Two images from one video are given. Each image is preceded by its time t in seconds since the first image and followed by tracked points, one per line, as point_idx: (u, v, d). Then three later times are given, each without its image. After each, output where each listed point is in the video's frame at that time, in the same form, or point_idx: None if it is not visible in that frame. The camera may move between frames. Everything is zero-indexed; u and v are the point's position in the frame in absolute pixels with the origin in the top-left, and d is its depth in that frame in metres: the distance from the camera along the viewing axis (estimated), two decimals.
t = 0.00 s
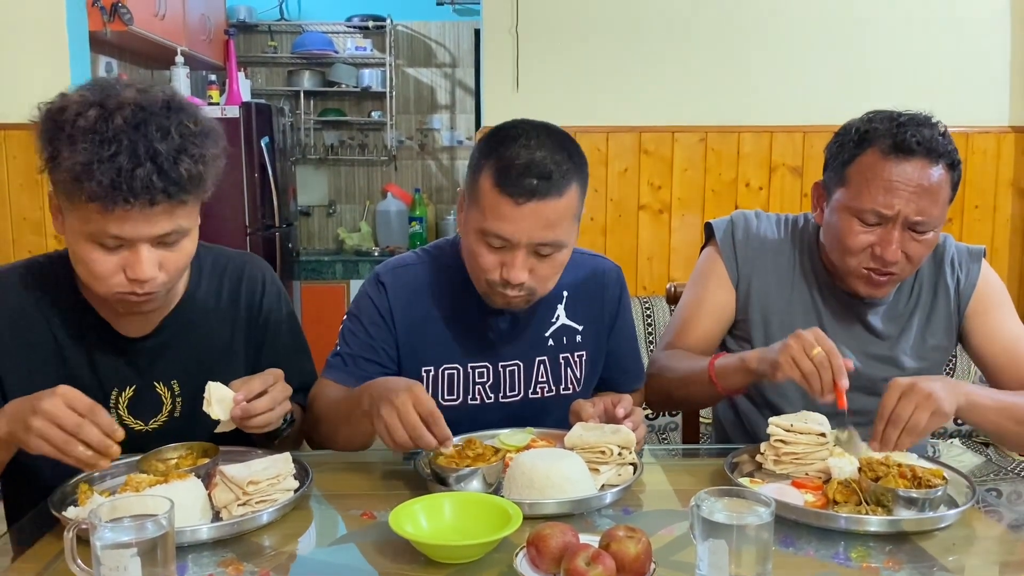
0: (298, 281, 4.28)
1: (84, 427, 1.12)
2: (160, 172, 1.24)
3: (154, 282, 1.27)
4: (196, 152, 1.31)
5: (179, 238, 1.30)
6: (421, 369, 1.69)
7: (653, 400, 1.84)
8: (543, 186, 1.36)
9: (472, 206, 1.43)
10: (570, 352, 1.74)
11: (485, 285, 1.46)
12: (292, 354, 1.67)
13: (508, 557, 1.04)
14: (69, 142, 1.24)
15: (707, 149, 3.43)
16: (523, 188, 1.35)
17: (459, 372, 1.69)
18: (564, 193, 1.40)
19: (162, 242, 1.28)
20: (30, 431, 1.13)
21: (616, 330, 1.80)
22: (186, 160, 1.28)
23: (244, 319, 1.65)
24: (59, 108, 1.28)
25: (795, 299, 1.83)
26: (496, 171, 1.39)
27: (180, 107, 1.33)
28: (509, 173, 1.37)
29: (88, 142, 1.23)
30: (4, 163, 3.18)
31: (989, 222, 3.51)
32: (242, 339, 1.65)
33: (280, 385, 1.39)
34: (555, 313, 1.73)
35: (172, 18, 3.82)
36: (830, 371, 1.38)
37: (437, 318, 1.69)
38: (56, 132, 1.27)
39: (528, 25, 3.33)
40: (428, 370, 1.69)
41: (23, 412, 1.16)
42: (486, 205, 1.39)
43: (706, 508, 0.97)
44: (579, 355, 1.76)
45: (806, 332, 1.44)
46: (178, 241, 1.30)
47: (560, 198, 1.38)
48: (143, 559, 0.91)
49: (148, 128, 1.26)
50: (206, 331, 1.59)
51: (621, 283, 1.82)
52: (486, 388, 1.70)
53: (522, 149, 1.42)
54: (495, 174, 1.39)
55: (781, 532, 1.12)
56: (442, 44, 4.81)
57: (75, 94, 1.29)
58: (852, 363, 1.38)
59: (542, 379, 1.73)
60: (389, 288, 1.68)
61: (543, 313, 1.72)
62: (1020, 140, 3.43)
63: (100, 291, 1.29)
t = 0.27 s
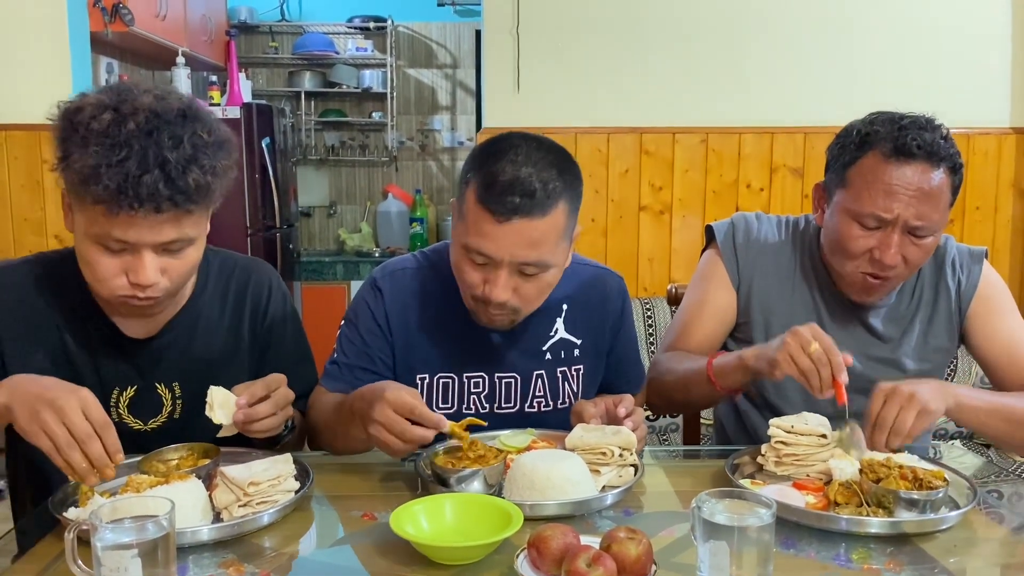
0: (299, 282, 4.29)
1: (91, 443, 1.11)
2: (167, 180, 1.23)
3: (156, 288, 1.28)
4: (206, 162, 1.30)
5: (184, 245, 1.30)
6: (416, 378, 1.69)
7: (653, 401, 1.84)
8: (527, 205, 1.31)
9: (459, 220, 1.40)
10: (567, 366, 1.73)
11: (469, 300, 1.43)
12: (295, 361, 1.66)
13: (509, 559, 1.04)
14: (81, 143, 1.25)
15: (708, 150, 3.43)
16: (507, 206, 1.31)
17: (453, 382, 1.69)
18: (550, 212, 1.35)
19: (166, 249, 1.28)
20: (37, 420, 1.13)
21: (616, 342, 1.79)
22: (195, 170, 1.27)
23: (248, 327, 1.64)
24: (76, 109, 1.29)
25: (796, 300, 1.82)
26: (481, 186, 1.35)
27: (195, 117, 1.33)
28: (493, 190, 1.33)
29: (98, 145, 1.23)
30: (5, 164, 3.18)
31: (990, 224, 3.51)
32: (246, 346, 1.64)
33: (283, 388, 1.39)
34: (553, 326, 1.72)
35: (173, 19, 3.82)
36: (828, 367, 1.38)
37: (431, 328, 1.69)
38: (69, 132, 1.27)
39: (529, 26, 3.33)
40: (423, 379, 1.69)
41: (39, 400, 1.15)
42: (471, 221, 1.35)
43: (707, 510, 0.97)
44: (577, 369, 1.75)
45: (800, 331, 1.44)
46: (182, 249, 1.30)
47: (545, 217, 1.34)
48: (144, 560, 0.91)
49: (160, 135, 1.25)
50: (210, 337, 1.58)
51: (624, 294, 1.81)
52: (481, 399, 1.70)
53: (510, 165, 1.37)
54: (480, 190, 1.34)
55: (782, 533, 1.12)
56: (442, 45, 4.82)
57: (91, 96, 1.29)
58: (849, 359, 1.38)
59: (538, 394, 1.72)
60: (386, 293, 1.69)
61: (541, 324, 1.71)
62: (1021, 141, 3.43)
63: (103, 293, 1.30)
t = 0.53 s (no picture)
0: (299, 282, 4.29)
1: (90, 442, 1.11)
2: (177, 186, 1.22)
3: (159, 291, 1.28)
4: (216, 170, 1.30)
5: (190, 251, 1.30)
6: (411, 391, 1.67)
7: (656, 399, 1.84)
8: (517, 226, 1.27)
9: (449, 241, 1.36)
10: (564, 383, 1.71)
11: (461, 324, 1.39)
12: (295, 363, 1.67)
13: (509, 559, 1.04)
14: (91, 145, 1.25)
15: (709, 150, 3.43)
16: (496, 228, 1.27)
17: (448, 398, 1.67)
18: (542, 234, 1.31)
19: (172, 254, 1.28)
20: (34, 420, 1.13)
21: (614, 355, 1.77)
22: (204, 177, 1.27)
23: (249, 327, 1.65)
24: (89, 110, 1.29)
25: (799, 301, 1.82)
26: (470, 207, 1.31)
27: (208, 123, 1.32)
28: (482, 211, 1.29)
29: (109, 150, 1.23)
30: (6, 164, 3.18)
31: (991, 224, 3.51)
32: (246, 348, 1.64)
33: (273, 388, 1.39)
34: (551, 343, 1.69)
35: (174, 19, 3.82)
36: (830, 384, 1.38)
37: (427, 341, 1.66)
38: (80, 134, 1.27)
39: (530, 26, 3.33)
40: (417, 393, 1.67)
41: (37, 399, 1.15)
42: (460, 243, 1.31)
43: (708, 510, 0.97)
44: (575, 385, 1.73)
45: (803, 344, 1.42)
46: (188, 254, 1.30)
47: (536, 239, 1.30)
48: (143, 560, 0.90)
49: (172, 141, 1.25)
50: (211, 339, 1.59)
51: (626, 309, 1.78)
52: (476, 415, 1.67)
53: (500, 185, 1.33)
54: (469, 211, 1.30)
55: (783, 534, 1.11)
56: (443, 45, 4.82)
57: (104, 97, 1.30)
58: (851, 377, 1.38)
59: (535, 410, 1.69)
60: (381, 302, 1.67)
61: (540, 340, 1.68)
62: (1022, 142, 3.42)
63: (106, 292, 1.31)
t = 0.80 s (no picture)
0: (300, 283, 4.30)
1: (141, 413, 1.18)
2: (181, 195, 1.23)
3: (164, 295, 1.29)
4: (218, 177, 1.30)
5: (193, 256, 1.31)
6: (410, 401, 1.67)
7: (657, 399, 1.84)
8: (513, 254, 1.24)
9: (443, 259, 1.33)
10: (564, 393, 1.71)
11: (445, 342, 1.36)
12: (292, 363, 1.67)
13: (510, 560, 1.04)
14: (94, 153, 1.25)
15: (710, 151, 3.43)
16: (492, 253, 1.23)
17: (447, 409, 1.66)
18: (537, 264, 1.28)
19: (175, 259, 1.29)
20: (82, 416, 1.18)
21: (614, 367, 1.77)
22: (206, 185, 1.27)
23: (247, 327, 1.64)
24: (91, 117, 1.28)
25: (802, 303, 1.82)
26: (467, 229, 1.28)
27: (211, 128, 1.33)
28: (479, 234, 1.25)
29: (113, 158, 1.23)
30: (7, 165, 3.18)
31: (991, 225, 3.51)
32: (246, 347, 1.64)
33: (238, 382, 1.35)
34: (549, 358, 1.69)
35: (175, 20, 3.83)
36: (825, 355, 1.38)
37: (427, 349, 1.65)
38: (83, 140, 1.27)
39: (530, 27, 3.33)
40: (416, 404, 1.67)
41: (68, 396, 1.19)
42: (454, 263, 1.28)
43: (708, 511, 0.98)
44: (575, 396, 1.72)
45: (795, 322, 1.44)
46: (191, 260, 1.31)
47: (531, 269, 1.26)
48: (146, 560, 0.91)
49: (174, 149, 1.26)
50: (212, 339, 1.59)
51: (628, 322, 1.77)
52: (476, 425, 1.67)
53: (499, 209, 1.29)
54: (465, 233, 1.27)
55: (783, 535, 1.12)
56: (444, 46, 4.83)
57: (107, 103, 1.29)
58: (848, 348, 1.38)
59: (536, 419, 1.69)
60: (381, 310, 1.66)
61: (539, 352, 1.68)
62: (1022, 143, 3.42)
63: (111, 296, 1.32)
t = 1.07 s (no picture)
0: (301, 283, 4.30)
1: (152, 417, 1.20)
2: (184, 193, 1.23)
3: (167, 294, 1.29)
4: (220, 173, 1.31)
5: (196, 254, 1.31)
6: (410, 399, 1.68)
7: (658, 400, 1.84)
8: (510, 270, 1.23)
9: (442, 272, 1.33)
10: (564, 392, 1.72)
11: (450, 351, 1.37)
12: (292, 362, 1.67)
13: (511, 559, 1.04)
14: (98, 154, 1.25)
15: (711, 152, 3.43)
16: (489, 269, 1.23)
17: (446, 407, 1.67)
18: (535, 276, 1.27)
19: (179, 257, 1.29)
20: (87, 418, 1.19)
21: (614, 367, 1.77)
22: (209, 183, 1.27)
23: (247, 325, 1.64)
24: (93, 118, 1.28)
25: (804, 303, 1.82)
26: (463, 244, 1.27)
27: (212, 126, 1.33)
28: (475, 250, 1.25)
29: (117, 158, 1.23)
30: (9, 165, 3.18)
31: (992, 225, 3.51)
32: (246, 345, 1.64)
33: (244, 383, 1.36)
34: (548, 358, 1.70)
35: (176, 20, 3.83)
36: (844, 388, 1.37)
37: (427, 346, 1.66)
38: (86, 142, 1.27)
39: (531, 27, 3.33)
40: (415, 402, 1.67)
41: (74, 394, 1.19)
42: (452, 278, 1.27)
43: (709, 510, 0.98)
44: (575, 395, 1.73)
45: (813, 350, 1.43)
46: (194, 257, 1.31)
47: (529, 283, 1.26)
48: (147, 560, 0.91)
49: (177, 148, 1.26)
50: (212, 338, 1.59)
51: (628, 321, 1.77)
52: (475, 424, 1.68)
53: (494, 226, 1.27)
54: (462, 248, 1.27)
55: (783, 534, 1.12)
56: (445, 46, 4.83)
57: (108, 105, 1.29)
58: (867, 387, 1.37)
59: (535, 417, 1.70)
60: (380, 313, 1.66)
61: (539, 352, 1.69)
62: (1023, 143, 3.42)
63: (116, 294, 1.33)
